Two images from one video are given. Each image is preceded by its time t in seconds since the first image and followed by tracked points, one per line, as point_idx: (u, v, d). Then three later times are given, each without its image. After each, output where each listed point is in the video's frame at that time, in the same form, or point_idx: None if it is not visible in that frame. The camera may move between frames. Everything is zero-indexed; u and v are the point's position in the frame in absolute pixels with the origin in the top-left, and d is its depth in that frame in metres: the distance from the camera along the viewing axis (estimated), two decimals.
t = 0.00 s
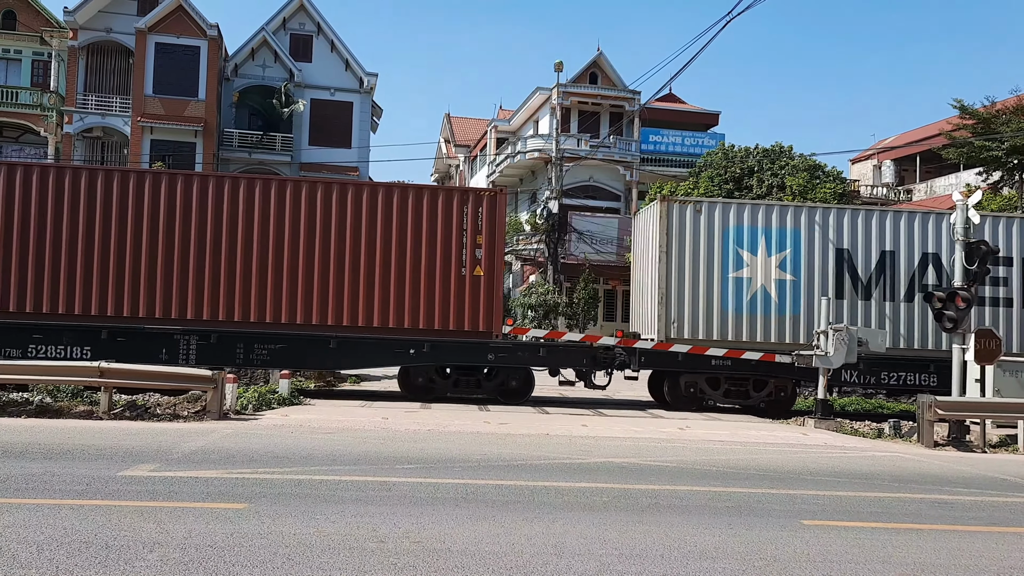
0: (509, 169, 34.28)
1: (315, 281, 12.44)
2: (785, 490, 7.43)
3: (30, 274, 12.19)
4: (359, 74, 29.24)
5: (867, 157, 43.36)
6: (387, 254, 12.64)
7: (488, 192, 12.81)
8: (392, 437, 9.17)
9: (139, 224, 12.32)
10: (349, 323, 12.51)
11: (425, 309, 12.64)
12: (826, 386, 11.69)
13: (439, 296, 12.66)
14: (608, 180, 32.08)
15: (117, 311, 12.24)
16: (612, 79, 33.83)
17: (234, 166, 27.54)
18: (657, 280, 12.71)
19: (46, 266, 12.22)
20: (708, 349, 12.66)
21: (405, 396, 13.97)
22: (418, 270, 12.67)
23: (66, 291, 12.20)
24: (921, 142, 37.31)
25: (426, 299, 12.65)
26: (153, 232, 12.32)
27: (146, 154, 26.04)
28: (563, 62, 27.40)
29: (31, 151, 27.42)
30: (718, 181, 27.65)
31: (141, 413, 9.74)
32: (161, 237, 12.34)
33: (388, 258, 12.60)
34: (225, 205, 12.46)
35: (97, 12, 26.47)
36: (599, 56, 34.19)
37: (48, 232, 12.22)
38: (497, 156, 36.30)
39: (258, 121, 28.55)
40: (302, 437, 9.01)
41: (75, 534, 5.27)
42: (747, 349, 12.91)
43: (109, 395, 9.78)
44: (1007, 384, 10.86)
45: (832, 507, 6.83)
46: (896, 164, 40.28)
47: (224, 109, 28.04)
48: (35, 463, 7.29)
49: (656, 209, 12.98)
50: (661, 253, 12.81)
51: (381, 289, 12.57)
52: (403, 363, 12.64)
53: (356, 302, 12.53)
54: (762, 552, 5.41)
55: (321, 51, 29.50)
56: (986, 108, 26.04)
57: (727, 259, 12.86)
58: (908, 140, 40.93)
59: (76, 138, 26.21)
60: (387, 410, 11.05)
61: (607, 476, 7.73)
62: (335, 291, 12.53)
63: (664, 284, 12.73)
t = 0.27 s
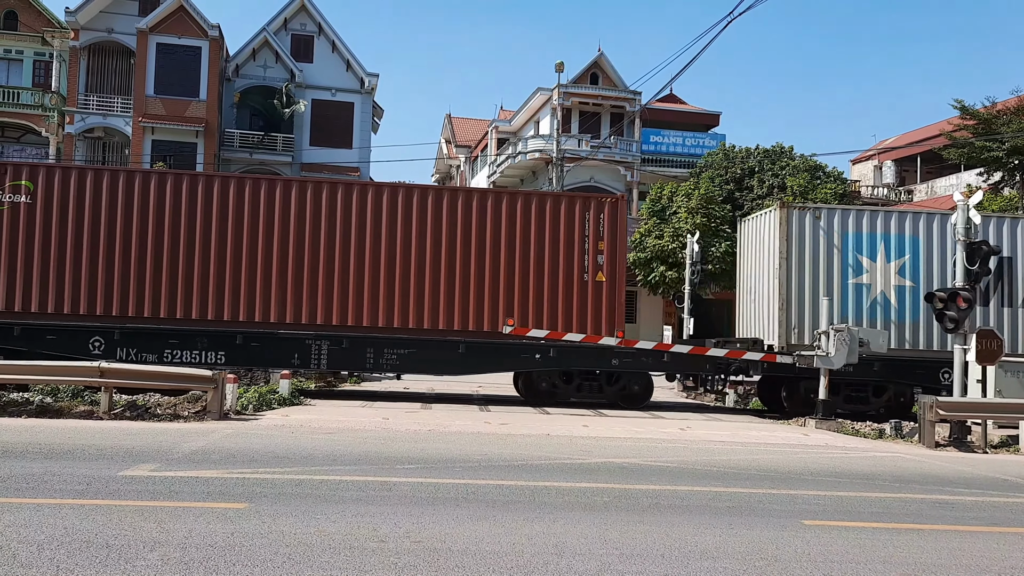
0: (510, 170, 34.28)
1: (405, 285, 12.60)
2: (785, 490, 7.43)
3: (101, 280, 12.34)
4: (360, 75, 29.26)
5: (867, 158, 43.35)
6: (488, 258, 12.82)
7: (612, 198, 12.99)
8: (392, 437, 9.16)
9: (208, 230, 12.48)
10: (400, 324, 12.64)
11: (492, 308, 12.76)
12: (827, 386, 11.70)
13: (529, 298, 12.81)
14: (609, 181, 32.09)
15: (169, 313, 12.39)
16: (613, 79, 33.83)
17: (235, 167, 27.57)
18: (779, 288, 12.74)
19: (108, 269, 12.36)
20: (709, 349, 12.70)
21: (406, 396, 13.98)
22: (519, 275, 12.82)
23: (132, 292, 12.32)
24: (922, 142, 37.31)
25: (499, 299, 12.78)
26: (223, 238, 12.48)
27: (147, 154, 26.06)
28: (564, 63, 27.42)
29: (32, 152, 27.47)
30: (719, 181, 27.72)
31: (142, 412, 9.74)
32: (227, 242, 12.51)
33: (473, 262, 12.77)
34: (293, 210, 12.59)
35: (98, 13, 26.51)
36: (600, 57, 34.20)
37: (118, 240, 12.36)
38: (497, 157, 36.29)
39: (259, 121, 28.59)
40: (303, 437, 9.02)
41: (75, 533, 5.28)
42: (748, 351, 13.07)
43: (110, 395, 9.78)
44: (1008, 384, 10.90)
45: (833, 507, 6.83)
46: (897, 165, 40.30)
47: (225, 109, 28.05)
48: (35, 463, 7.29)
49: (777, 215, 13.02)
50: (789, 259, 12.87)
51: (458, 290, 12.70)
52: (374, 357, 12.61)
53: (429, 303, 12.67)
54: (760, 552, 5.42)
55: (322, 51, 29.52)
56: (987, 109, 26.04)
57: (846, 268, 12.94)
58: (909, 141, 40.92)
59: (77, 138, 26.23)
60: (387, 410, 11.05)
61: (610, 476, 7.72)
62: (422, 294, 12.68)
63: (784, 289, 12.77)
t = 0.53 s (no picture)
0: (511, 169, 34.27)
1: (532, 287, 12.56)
2: (787, 490, 7.42)
3: (203, 287, 12.32)
4: (361, 75, 29.26)
5: (869, 157, 43.31)
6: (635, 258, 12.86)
7: (733, 203, 12.98)
8: (393, 437, 9.16)
9: (301, 232, 12.45)
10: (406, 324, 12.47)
11: (501, 308, 12.60)
12: (829, 386, 11.68)
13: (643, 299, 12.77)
14: (610, 180, 32.07)
15: (178, 314, 12.27)
16: (614, 79, 33.81)
17: (236, 167, 27.57)
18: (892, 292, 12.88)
19: (132, 270, 12.27)
20: (710, 349, 12.67)
21: (408, 396, 13.99)
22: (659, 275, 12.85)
23: (154, 294, 12.23)
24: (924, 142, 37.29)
25: (505, 298, 12.60)
26: (313, 240, 12.44)
27: (148, 154, 26.06)
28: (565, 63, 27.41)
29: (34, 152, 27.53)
30: (720, 181, 27.69)
31: (143, 412, 9.75)
32: (301, 251, 12.43)
33: (603, 261, 12.77)
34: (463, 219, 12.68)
35: (100, 12, 26.52)
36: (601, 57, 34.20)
37: (220, 246, 12.34)
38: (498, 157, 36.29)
39: (260, 121, 28.68)
40: (304, 436, 9.02)
41: (77, 532, 5.27)
42: (748, 353, 12.96)
43: (112, 395, 9.79)
44: (1010, 384, 10.80)
45: (835, 507, 6.81)
46: (899, 165, 40.28)
47: (226, 109, 28.05)
48: (36, 462, 7.29)
49: (893, 221, 13.07)
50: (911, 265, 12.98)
51: (495, 290, 12.61)
52: (359, 355, 12.50)
53: (461, 305, 12.56)
54: (762, 552, 5.40)
55: (324, 51, 29.52)
56: (989, 109, 25.98)
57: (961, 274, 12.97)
58: (911, 140, 40.87)
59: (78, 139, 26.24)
60: (388, 410, 11.04)
61: (612, 476, 7.71)
62: (557, 294, 12.67)
63: (902, 294, 12.90)
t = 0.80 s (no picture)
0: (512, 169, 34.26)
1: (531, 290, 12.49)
2: (788, 490, 7.41)
3: (335, 290, 12.46)
4: (362, 74, 29.25)
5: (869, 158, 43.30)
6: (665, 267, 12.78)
7: (853, 209, 13.07)
8: (394, 437, 9.15)
9: (428, 238, 12.55)
10: (394, 324, 12.43)
11: (489, 308, 12.51)
12: (830, 386, 11.67)
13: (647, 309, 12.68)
14: (609, 180, 32.08)
15: (309, 319, 12.41)
16: (615, 80, 33.80)
17: (237, 166, 27.59)
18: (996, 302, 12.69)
19: (263, 276, 12.43)
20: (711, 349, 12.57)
21: (408, 396, 13.99)
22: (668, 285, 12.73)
23: (292, 301, 12.38)
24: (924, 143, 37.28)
25: (609, 300, 12.63)
26: (432, 245, 12.54)
27: (149, 154, 26.07)
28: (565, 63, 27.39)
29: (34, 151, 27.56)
30: (721, 181, 27.60)
31: (144, 412, 9.75)
32: (436, 256, 12.53)
33: (711, 260, 12.83)
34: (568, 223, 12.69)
35: (101, 12, 26.53)
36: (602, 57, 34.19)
37: (353, 253, 12.46)
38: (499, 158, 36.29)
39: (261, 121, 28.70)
40: (305, 436, 9.01)
41: (77, 532, 5.26)
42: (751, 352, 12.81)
43: (112, 395, 9.78)
44: (1011, 384, 10.82)
45: (836, 507, 6.80)
46: (899, 165, 40.29)
47: (227, 108, 28.03)
48: (37, 462, 7.29)
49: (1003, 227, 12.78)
50: (944, 287, 13.17)
51: (485, 289, 12.52)
52: (352, 359, 12.46)
53: (452, 306, 12.51)
54: (763, 553, 5.39)
55: (324, 51, 29.50)
56: (990, 109, 25.97)
57: None
58: (912, 141, 40.88)
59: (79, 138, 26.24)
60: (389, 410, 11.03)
61: (613, 476, 7.70)
62: (599, 296, 12.62)
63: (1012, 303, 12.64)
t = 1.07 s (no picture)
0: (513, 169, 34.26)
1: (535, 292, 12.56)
2: (789, 490, 7.42)
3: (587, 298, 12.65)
4: (363, 74, 29.25)
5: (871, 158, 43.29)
6: (676, 268, 12.84)
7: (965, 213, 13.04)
8: (395, 437, 9.15)
9: (556, 244, 12.72)
10: (400, 324, 12.61)
11: (493, 308, 12.64)
12: (831, 386, 11.69)
13: (651, 313, 12.70)
14: (610, 180, 32.08)
15: (437, 325, 12.61)
16: (617, 80, 33.80)
17: (238, 166, 27.69)
18: None
19: (388, 283, 12.64)
20: (712, 349, 12.60)
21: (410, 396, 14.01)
22: (673, 289, 12.78)
23: (418, 307, 12.59)
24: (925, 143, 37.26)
25: (718, 309, 12.81)
26: (561, 251, 12.72)
27: (150, 153, 26.09)
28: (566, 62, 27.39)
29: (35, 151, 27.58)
30: (721, 181, 27.57)
31: (145, 412, 9.75)
32: (562, 261, 12.70)
33: (826, 265, 13.00)
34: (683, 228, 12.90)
35: (102, 12, 26.53)
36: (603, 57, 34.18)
37: (483, 260, 12.65)
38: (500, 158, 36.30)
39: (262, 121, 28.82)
40: (307, 436, 9.02)
41: (78, 532, 5.27)
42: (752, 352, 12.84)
43: (114, 395, 9.79)
44: (1013, 384, 10.91)
45: (837, 508, 6.80)
46: (900, 165, 40.29)
47: (228, 108, 28.05)
48: (39, 462, 7.30)
49: None
50: None
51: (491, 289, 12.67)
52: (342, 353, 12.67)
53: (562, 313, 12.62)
54: (764, 553, 5.39)
55: (326, 51, 29.50)
56: (991, 109, 25.95)
57: None
58: (913, 140, 40.85)
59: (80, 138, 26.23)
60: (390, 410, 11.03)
61: (615, 476, 7.70)
62: (682, 302, 12.75)
63: None
